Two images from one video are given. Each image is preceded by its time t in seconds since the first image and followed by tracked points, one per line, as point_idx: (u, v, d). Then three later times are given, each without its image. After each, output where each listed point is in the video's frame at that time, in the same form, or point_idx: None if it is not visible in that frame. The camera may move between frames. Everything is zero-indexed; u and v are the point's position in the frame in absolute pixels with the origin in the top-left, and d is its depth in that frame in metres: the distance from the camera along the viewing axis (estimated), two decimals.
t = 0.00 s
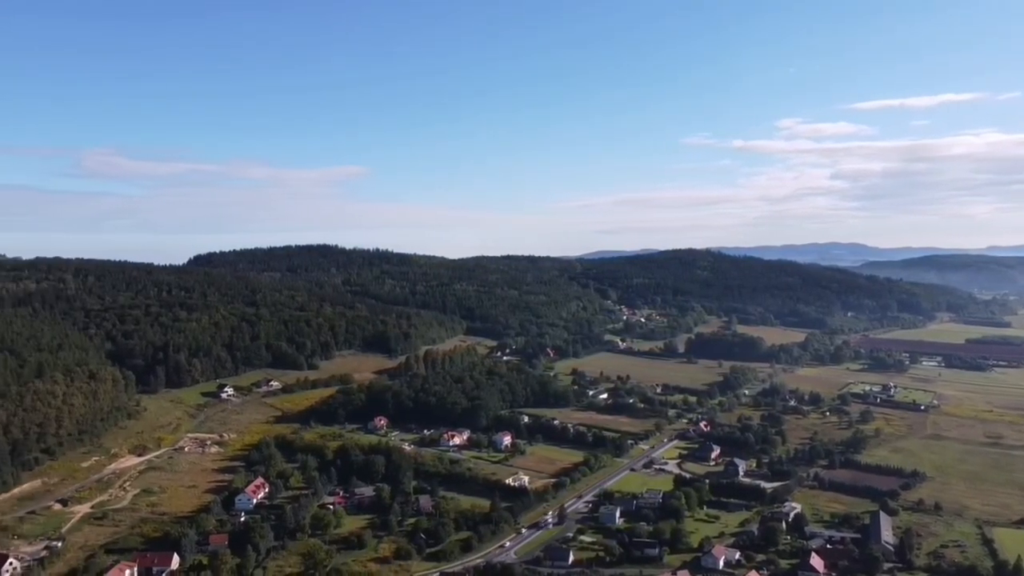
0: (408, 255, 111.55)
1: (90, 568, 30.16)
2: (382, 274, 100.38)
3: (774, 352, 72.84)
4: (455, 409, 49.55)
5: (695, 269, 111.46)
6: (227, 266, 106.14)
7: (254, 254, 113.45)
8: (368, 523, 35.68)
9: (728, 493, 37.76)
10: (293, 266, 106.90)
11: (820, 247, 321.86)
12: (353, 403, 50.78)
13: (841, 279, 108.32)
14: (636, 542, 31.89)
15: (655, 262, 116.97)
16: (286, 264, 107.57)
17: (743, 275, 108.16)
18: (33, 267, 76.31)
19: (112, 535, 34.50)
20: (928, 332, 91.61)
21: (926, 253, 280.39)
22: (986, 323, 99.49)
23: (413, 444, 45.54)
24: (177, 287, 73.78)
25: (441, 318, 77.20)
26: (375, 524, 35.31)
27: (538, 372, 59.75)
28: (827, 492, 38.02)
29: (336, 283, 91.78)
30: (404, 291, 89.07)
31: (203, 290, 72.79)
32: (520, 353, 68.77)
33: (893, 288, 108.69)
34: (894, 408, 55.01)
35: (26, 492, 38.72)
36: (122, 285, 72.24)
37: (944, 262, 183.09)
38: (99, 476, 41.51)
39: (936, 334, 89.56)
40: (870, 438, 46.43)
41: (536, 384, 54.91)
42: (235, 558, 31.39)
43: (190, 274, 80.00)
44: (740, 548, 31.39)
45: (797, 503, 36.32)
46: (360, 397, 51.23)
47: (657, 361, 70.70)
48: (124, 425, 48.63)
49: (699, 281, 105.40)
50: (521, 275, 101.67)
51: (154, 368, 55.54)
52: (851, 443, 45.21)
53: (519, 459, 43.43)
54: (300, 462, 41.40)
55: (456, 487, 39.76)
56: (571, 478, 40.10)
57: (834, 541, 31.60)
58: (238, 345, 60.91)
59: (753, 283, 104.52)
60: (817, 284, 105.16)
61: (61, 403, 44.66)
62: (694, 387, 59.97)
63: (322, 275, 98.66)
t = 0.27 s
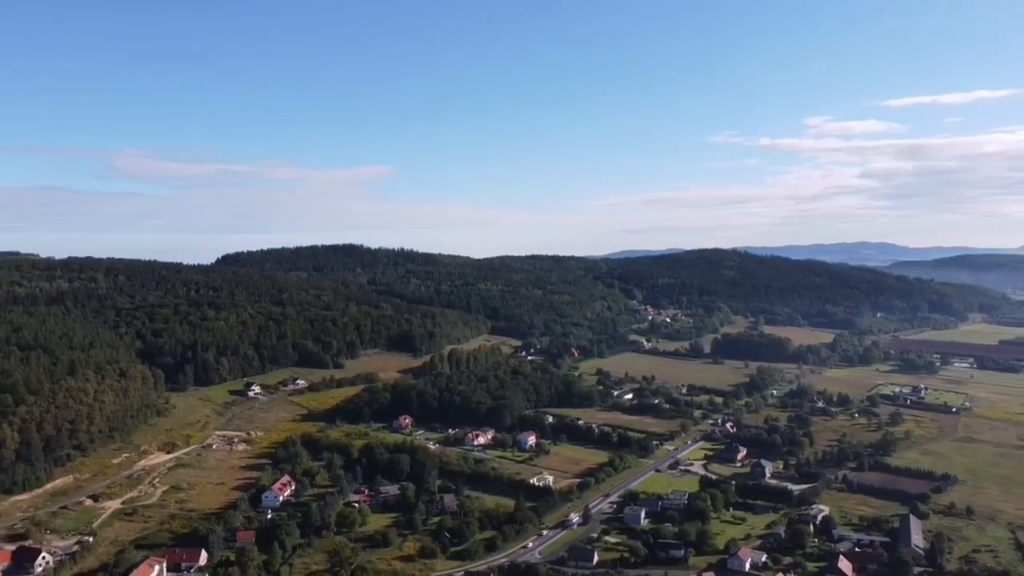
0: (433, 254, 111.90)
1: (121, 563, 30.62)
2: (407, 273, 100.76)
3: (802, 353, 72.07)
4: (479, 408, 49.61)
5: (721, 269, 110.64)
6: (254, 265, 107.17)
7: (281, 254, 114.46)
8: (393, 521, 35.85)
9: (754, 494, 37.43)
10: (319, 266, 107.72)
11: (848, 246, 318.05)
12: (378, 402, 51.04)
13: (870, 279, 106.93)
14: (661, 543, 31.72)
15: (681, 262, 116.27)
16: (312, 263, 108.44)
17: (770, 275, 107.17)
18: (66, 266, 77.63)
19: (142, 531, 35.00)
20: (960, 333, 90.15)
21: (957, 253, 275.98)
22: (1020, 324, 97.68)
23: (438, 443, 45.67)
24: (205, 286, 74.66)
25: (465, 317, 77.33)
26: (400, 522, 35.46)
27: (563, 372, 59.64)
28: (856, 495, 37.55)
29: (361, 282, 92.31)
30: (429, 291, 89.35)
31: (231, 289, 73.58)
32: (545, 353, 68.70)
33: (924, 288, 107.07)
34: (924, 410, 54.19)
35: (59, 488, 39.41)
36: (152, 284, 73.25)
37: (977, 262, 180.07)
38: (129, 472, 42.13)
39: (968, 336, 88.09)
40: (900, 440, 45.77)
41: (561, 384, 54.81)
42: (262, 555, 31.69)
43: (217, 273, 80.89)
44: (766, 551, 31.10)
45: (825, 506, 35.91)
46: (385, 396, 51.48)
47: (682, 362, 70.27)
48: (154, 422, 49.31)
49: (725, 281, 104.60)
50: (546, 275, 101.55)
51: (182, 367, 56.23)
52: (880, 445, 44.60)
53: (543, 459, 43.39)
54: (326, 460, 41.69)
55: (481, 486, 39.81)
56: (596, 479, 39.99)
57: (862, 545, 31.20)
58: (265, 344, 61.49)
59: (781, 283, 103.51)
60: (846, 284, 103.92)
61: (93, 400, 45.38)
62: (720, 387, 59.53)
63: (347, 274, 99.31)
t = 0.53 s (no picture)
0: (458, 254, 112.17)
1: (150, 559, 31.04)
2: (432, 272, 101.11)
3: (830, 354, 71.23)
4: (504, 408, 49.61)
5: (747, 268, 109.71)
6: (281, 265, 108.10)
7: (307, 253, 115.39)
8: (418, 520, 35.97)
9: (781, 496, 37.06)
10: (345, 265, 108.48)
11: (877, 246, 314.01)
12: (403, 401, 51.25)
13: (900, 279, 105.49)
14: (687, 544, 31.53)
15: (706, 261, 115.49)
16: (338, 263, 109.23)
17: (797, 274, 106.10)
18: (97, 265, 78.89)
19: (171, 527, 35.46)
20: (993, 334, 88.62)
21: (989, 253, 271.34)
22: None
23: (463, 443, 45.76)
24: (233, 285, 75.48)
25: (490, 317, 77.40)
26: (425, 521, 35.56)
27: (588, 372, 59.47)
28: (885, 498, 37.03)
29: (386, 282, 92.75)
30: (454, 291, 89.57)
31: (258, 288, 74.33)
32: (569, 353, 68.57)
33: (955, 288, 105.41)
34: (956, 412, 53.32)
35: (90, 484, 40.04)
36: (181, 284, 74.19)
37: (1010, 262, 177.00)
38: (159, 469, 42.71)
39: (1001, 337, 86.58)
40: (930, 442, 45.08)
41: (585, 384, 54.66)
42: (289, 552, 31.96)
43: (245, 273, 81.74)
44: (793, 553, 30.77)
45: (853, 509, 35.46)
46: (410, 395, 51.69)
47: (708, 362, 69.78)
48: (182, 420, 49.94)
49: (751, 281, 103.72)
50: (571, 274, 101.35)
51: (210, 365, 56.87)
52: (910, 447, 43.95)
53: (568, 459, 43.31)
54: (351, 458, 41.96)
55: (506, 486, 39.83)
56: (621, 479, 39.85)
57: (892, 548, 30.77)
58: (292, 343, 62.02)
59: (808, 283, 102.43)
60: (875, 284, 102.58)
61: (123, 397, 46.04)
62: (746, 388, 59.05)
63: (372, 274, 99.86)
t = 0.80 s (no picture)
0: (482, 254, 112.37)
1: (179, 555, 31.43)
2: (457, 272, 101.39)
3: (859, 355, 70.37)
4: (529, 408, 49.61)
5: (774, 268, 108.71)
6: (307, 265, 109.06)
7: (333, 253, 116.24)
8: (442, 519, 36.07)
9: (809, 499, 36.68)
10: (370, 265, 109.15)
11: (907, 246, 309.59)
12: (428, 400, 51.42)
13: (931, 279, 103.92)
14: (713, 546, 31.32)
15: (733, 261, 114.63)
16: (364, 263, 109.94)
17: (825, 275, 104.94)
18: (128, 265, 80.08)
19: (199, 523, 35.87)
20: None
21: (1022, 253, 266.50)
22: None
23: (487, 442, 45.82)
24: (260, 284, 76.24)
25: (515, 316, 77.44)
26: (450, 520, 35.64)
27: (613, 372, 59.28)
28: (915, 502, 36.51)
29: (412, 282, 93.17)
30: (479, 290, 89.73)
31: (285, 288, 75.01)
32: (594, 353, 68.41)
33: (988, 288, 103.61)
34: (988, 414, 52.44)
35: (121, 480, 40.62)
36: (209, 283, 75.07)
37: None
38: (187, 466, 43.23)
39: None
40: (962, 445, 44.37)
41: (610, 384, 54.49)
42: (315, 549, 32.20)
43: (272, 273, 82.51)
44: (821, 557, 30.43)
45: (882, 512, 34.99)
46: (435, 394, 51.86)
47: (734, 363, 69.26)
48: (211, 418, 50.53)
49: (778, 281, 102.77)
50: (595, 274, 101.11)
51: (238, 364, 57.46)
52: (942, 450, 43.27)
53: (593, 460, 43.21)
54: (377, 457, 42.18)
55: (530, 486, 39.82)
56: (646, 480, 39.67)
57: (922, 553, 30.32)
58: (318, 342, 62.51)
59: (837, 283, 101.26)
60: (905, 284, 101.17)
61: (153, 395, 46.66)
62: (773, 389, 58.54)
63: (398, 273, 100.35)
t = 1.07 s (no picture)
0: (508, 254, 112.41)
1: (208, 551, 31.79)
2: (482, 272, 101.52)
3: (889, 356, 69.38)
4: (554, 408, 49.52)
5: (803, 268, 107.53)
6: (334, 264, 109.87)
7: (360, 253, 116.99)
8: (468, 518, 36.14)
9: (838, 502, 36.23)
10: (396, 265, 109.71)
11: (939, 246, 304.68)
12: (454, 399, 51.53)
13: (964, 279, 102.17)
14: (740, 548, 31.05)
15: (760, 261, 113.59)
16: (390, 263, 110.50)
17: (855, 275, 103.60)
18: (158, 265, 81.19)
19: (228, 520, 36.27)
20: None
21: None
22: None
23: (513, 442, 45.83)
24: (287, 284, 76.91)
25: (540, 316, 77.37)
26: (475, 520, 35.69)
27: (639, 373, 59.01)
28: (947, 506, 35.91)
29: (437, 282, 93.46)
30: (504, 290, 89.78)
31: (312, 287, 75.60)
32: (620, 353, 68.14)
33: None
34: None
35: (151, 477, 41.18)
36: (238, 283, 75.89)
37: None
38: (216, 463, 43.73)
39: None
40: (996, 448, 43.56)
41: (637, 385, 54.21)
42: (341, 547, 32.42)
43: (300, 272, 83.18)
44: (851, 560, 30.05)
45: (914, 516, 34.47)
46: (460, 394, 51.95)
47: (762, 364, 68.61)
48: (239, 416, 51.07)
49: (807, 281, 101.65)
50: (621, 274, 100.69)
51: (266, 362, 58.00)
52: (975, 453, 42.51)
53: (618, 460, 43.05)
54: (403, 456, 42.37)
55: (555, 486, 39.76)
56: (672, 481, 39.44)
57: (955, 557, 29.83)
58: (345, 341, 62.93)
59: (867, 283, 99.92)
60: (937, 284, 99.56)
61: (183, 393, 47.25)
62: (802, 390, 57.91)
63: (424, 273, 100.69)
